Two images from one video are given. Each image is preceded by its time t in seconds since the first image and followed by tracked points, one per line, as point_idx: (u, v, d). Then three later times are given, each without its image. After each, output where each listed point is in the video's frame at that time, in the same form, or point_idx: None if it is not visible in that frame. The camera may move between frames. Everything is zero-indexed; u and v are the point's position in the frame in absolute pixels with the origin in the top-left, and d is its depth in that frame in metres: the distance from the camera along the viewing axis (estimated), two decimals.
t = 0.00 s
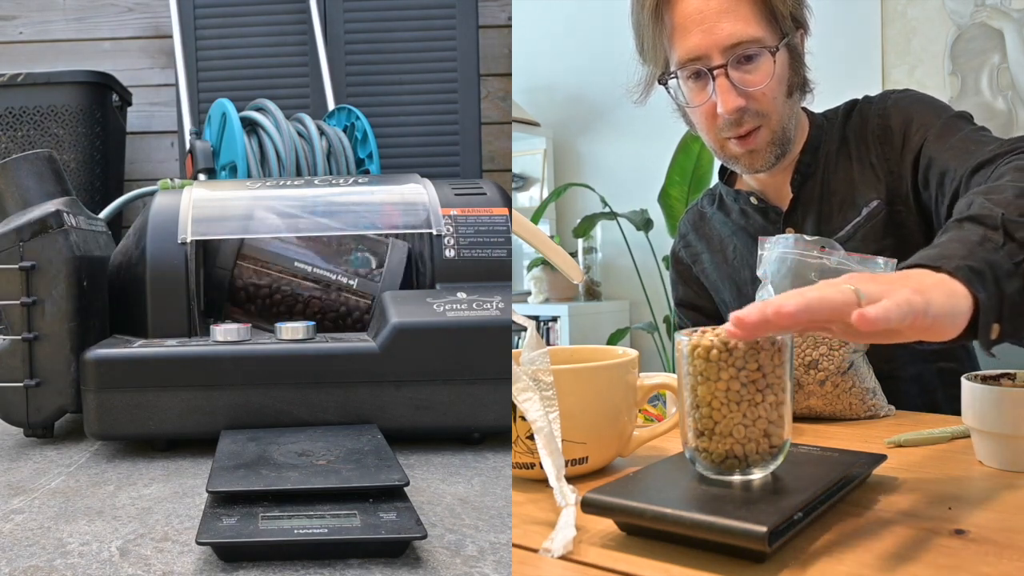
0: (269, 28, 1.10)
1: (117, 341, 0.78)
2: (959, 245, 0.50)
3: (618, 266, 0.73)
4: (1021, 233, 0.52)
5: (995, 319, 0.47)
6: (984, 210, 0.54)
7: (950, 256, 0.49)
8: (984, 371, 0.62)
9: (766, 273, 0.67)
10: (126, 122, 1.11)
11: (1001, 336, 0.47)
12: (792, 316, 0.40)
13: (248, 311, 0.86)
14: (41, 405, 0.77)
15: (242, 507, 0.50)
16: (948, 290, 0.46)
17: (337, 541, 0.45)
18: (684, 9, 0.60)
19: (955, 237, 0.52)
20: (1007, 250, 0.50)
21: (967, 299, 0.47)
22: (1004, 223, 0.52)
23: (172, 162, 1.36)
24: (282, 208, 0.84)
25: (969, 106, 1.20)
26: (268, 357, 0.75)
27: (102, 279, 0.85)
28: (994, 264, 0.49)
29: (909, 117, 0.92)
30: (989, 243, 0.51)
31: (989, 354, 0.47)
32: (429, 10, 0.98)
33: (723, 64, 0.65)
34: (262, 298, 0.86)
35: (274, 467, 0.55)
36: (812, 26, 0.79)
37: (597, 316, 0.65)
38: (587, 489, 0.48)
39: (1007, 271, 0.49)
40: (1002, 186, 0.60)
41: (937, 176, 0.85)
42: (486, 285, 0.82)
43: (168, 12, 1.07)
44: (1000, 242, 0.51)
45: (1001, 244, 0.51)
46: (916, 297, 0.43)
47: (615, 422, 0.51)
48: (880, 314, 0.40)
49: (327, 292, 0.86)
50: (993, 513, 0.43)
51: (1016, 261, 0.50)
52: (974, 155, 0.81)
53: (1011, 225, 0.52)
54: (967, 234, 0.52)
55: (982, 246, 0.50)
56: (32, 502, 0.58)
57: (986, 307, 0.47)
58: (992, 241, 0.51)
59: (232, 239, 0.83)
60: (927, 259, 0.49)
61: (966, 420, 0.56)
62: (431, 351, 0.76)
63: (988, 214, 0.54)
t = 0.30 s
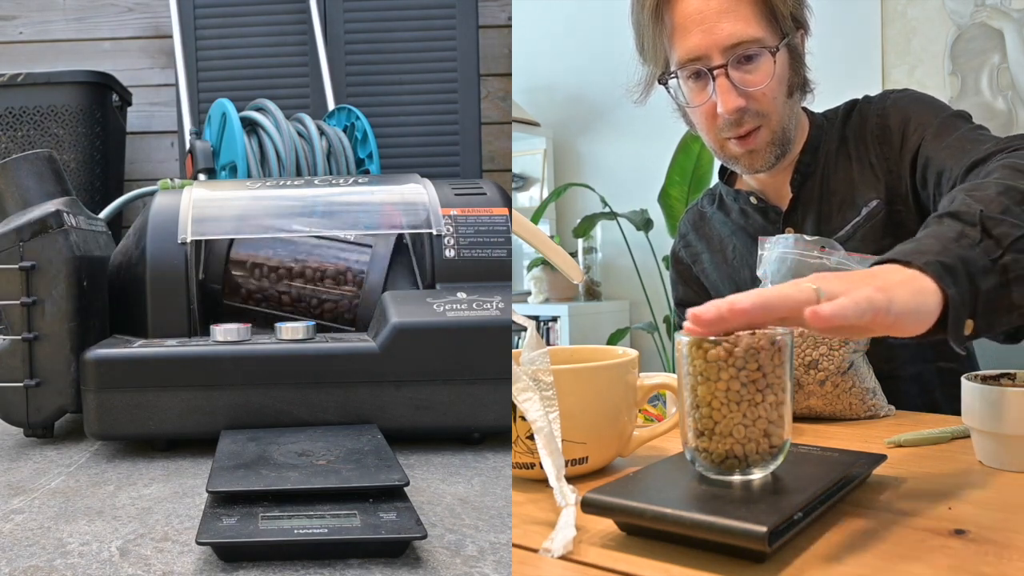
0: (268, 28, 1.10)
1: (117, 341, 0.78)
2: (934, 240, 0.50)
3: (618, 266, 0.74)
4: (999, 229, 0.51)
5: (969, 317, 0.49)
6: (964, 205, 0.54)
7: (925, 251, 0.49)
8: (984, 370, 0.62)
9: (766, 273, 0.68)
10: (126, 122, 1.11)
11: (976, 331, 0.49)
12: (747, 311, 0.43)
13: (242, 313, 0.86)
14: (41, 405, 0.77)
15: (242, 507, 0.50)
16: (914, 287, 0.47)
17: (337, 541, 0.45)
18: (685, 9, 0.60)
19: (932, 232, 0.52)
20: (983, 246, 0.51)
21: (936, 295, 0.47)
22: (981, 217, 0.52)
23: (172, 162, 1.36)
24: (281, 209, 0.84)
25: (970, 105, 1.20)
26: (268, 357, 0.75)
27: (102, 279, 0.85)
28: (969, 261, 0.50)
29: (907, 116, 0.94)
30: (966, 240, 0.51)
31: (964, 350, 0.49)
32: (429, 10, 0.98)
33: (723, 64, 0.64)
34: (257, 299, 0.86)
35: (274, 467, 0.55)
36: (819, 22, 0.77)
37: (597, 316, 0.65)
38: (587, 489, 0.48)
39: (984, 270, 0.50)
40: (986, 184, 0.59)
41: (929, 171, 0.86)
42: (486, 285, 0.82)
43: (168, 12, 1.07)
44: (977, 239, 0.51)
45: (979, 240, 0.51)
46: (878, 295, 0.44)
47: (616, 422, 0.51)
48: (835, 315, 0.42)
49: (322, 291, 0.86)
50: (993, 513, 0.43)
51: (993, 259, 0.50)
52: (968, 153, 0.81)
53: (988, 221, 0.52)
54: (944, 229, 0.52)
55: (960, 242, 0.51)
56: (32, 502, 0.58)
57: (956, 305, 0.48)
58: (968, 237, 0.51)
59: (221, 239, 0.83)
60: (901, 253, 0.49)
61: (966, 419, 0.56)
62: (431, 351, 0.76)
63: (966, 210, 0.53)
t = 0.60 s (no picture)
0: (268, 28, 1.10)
1: (117, 340, 0.78)
2: (932, 240, 0.50)
3: (618, 265, 0.73)
4: (997, 229, 0.52)
5: (967, 317, 0.49)
6: (962, 205, 0.54)
7: (923, 252, 0.49)
8: (984, 370, 0.62)
9: (766, 272, 0.68)
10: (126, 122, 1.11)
11: (975, 331, 0.49)
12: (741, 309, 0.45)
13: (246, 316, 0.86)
14: (40, 405, 0.77)
15: (242, 507, 0.50)
16: (911, 288, 0.47)
17: (337, 541, 0.45)
18: (685, 10, 0.61)
19: (930, 232, 0.52)
20: (981, 247, 0.51)
21: (934, 296, 0.47)
22: (980, 218, 0.52)
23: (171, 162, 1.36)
24: (281, 209, 0.84)
25: (969, 105, 1.19)
26: (268, 357, 0.75)
27: (102, 279, 0.85)
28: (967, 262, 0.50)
29: (908, 117, 0.92)
30: (964, 240, 0.51)
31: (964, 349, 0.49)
32: (429, 10, 0.98)
33: (723, 66, 0.67)
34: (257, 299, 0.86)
35: (274, 467, 0.55)
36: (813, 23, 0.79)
37: (597, 316, 0.65)
38: (587, 489, 0.48)
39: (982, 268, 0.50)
40: (985, 184, 0.59)
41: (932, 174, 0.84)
42: (486, 285, 0.82)
43: (168, 12, 1.07)
44: (975, 238, 0.51)
45: (977, 240, 0.51)
46: (871, 295, 0.44)
47: (615, 422, 0.51)
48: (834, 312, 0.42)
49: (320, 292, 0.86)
50: (993, 513, 0.43)
51: (991, 258, 0.50)
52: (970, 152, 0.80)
53: (986, 222, 0.52)
54: (943, 230, 0.52)
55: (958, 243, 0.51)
56: (32, 502, 0.58)
57: (954, 304, 0.48)
58: (966, 238, 0.51)
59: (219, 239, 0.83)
60: (900, 255, 0.49)
61: (966, 419, 0.56)
62: (430, 351, 0.76)
63: (965, 210, 0.54)
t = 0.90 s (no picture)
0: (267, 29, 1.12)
1: (116, 341, 0.78)
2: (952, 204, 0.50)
3: (618, 267, 0.67)
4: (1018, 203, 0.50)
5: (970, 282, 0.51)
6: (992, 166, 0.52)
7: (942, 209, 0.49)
8: (984, 370, 0.62)
9: (766, 273, 0.68)
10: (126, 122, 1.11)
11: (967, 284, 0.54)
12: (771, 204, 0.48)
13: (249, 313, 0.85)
14: (41, 405, 0.77)
15: (242, 507, 0.50)
16: (927, 242, 0.49)
17: (337, 541, 0.45)
18: (689, 8, 0.61)
19: (954, 189, 0.50)
20: (1000, 217, 0.50)
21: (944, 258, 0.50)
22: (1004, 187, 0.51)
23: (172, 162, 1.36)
24: (282, 210, 0.84)
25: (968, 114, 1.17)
26: (268, 357, 0.75)
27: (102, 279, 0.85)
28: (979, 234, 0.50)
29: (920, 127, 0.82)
30: (985, 205, 0.50)
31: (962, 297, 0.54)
32: (429, 10, 0.98)
33: (726, 66, 0.62)
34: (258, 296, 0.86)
35: (274, 467, 0.55)
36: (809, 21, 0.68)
37: (597, 316, 0.65)
38: (587, 489, 0.48)
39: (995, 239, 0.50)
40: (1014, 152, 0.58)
41: (947, 174, 0.63)
42: (486, 285, 0.82)
43: (167, 12, 1.08)
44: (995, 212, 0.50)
45: (998, 208, 0.50)
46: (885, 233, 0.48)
47: (616, 422, 0.51)
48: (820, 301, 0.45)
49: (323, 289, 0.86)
50: (994, 514, 0.43)
51: (1005, 231, 0.50)
52: None
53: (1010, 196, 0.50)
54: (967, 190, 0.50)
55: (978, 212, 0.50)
56: (32, 502, 0.58)
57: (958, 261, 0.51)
58: (988, 203, 0.50)
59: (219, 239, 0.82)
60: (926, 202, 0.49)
61: (966, 419, 0.56)
62: (430, 351, 0.76)
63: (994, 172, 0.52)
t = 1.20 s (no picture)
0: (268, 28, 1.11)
1: (116, 341, 0.78)
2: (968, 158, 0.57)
3: (617, 267, 0.67)
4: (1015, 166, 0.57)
5: (994, 190, 0.49)
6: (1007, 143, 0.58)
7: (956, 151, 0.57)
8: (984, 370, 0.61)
9: (765, 273, 0.70)
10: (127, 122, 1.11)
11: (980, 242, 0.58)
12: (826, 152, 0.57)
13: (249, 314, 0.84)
14: (41, 405, 0.77)
15: (242, 507, 0.50)
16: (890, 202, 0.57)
17: (336, 541, 0.45)
18: (689, 7, 0.54)
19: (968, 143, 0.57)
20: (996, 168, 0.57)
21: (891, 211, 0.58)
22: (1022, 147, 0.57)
23: (172, 162, 1.36)
24: (282, 210, 0.85)
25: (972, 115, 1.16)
26: (267, 357, 0.74)
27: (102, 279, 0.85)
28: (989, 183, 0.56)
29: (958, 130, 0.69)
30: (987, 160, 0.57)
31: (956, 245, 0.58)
32: (429, 10, 0.99)
33: (730, 68, 0.54)
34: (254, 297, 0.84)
35: (274, 467, 0.55)
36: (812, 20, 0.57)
37: (597, 316, 0.64)
38: (587, 489, 0.48)
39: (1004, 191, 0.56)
40: None
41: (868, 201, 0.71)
42: (486, 285, 0.82)
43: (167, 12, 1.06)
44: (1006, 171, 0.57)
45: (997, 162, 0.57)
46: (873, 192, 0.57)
47: (616, 422, 0.51)
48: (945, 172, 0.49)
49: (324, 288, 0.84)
50: (994, 513, 0.43)
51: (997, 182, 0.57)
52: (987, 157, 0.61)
53: None
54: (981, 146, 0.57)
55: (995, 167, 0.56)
56: (32, 502, 0.58)
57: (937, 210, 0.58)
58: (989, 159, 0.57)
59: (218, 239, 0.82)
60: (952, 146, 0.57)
61: (967, 420, 0.56)
62: (430, 351, 0.76)
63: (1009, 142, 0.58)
